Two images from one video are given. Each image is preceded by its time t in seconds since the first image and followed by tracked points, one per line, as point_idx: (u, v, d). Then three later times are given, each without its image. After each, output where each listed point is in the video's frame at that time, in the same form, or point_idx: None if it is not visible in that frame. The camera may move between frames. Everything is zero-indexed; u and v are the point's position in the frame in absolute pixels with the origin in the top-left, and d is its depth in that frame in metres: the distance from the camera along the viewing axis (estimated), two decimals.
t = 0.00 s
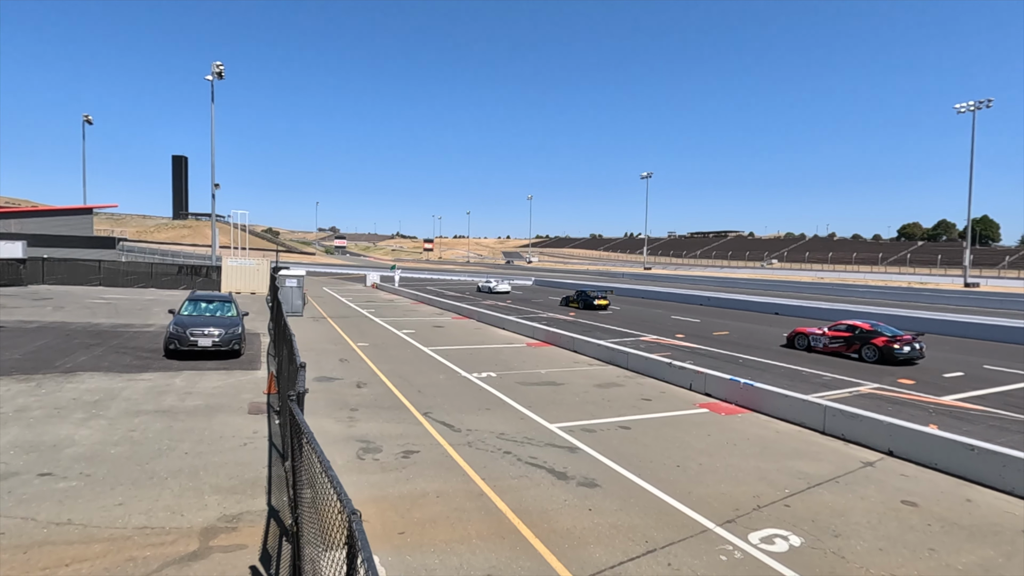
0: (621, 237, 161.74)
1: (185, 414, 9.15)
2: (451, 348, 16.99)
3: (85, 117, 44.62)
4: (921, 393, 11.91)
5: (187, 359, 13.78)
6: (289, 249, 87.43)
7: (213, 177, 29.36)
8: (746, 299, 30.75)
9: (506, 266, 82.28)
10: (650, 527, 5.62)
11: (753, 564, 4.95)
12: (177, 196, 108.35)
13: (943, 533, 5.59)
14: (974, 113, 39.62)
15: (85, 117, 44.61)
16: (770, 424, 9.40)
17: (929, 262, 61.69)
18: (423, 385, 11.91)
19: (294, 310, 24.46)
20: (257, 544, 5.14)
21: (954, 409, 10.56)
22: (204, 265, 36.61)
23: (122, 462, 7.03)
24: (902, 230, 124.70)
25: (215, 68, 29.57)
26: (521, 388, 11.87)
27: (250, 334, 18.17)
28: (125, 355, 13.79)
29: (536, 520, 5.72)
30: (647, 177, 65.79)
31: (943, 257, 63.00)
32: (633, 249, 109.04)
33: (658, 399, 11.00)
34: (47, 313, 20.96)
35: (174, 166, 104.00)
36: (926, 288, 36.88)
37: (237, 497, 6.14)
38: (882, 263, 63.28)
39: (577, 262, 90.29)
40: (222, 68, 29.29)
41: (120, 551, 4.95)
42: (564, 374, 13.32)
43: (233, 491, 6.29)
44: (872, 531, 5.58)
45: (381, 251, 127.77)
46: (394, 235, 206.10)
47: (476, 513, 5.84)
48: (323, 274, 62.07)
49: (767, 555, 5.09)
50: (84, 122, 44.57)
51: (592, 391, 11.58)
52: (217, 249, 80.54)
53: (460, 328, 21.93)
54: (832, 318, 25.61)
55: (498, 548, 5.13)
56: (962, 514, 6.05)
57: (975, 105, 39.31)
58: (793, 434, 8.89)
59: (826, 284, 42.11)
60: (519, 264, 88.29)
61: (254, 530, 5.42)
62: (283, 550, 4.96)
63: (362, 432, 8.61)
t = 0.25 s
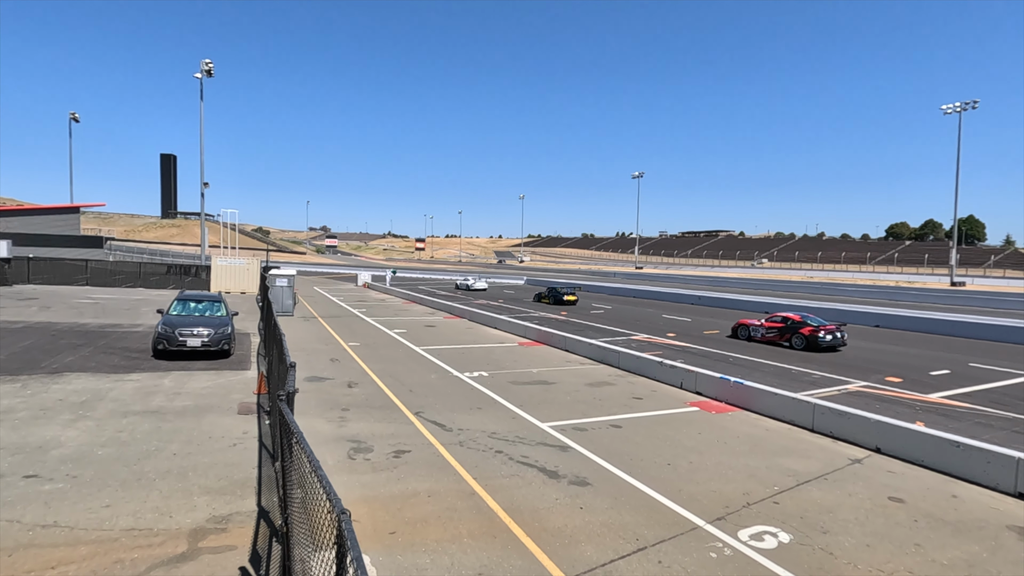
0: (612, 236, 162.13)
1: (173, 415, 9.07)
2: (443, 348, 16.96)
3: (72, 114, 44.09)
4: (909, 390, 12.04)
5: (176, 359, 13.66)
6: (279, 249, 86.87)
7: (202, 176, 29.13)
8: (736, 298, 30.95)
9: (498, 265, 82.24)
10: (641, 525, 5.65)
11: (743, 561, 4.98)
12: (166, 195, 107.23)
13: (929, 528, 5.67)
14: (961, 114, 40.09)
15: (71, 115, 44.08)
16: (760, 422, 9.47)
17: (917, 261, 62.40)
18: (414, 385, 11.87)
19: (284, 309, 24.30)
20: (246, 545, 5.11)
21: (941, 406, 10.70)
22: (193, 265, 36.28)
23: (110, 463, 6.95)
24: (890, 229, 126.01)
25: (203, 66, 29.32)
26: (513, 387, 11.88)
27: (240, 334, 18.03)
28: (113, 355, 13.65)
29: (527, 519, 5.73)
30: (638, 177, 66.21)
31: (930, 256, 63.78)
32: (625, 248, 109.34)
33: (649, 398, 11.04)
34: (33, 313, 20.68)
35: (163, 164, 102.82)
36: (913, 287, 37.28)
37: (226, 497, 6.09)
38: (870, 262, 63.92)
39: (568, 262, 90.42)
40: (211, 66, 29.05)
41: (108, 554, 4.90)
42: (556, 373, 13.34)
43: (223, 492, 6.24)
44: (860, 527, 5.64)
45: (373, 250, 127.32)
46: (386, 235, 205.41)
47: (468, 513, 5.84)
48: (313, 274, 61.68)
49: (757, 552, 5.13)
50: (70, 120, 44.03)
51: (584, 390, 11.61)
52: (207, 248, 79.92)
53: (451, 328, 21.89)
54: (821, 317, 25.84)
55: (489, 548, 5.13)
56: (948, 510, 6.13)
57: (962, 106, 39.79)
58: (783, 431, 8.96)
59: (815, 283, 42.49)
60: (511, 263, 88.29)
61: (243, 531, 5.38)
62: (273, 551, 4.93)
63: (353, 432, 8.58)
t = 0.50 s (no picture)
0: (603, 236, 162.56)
1: (161, 416, 8.98)
2: (434, 348, 16.93)
3: (57, 113, 43.55)
4: (896, 388, 12.18)
5: (164, 360, 13.52)
6: (269, 249, 86.28)
7: (190, 175, 28.90)
8: (726, 297, 31.16)
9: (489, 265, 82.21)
10: (631, 523, 5.67)
11: (732, 558, 5.02)
12: (153, 194, 106.08)
13: (915, 524, 5.74)
14: (945, 115, 40.64)
15: (56, 113, 43.54)
16: (749, 421, 9.54)
17: (903, 260, 63.17)
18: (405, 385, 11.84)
19: (274, 310, 24.13)
20: (235, 547, 5.07)
21: (927, 403, 10.84)
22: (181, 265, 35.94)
23: (96, 465, 6.87)
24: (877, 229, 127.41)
25: (192, 65, 29.09)
26: (504, 387, 11.88)
27: (229, 334, 17.87)
28: (99, 356, 13.48)
29: (518, 518, 5.73)
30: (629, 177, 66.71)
31: (916, 256, 64.51)
32: (615, 248, 109.68)
33: (640, 397, 11.08)
34: (17, 314, 20.39)
35: (150, 163, 101.73)
36: (900, 287, 37.74)
37: (215, 499, 6.04)
38: (858, 261, 64.62)
39: (560, 262, 90.54)
40: (199, 64, 28.83)
41: (94, 557, 4.84)
42: (547, 373, 13.35)
43: (212, 494, 6.19)
44: (848, 524, 5.70)
45: (363, 250, 126.70)
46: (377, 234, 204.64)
47: (459, 512, 5.83)
48: (303, 274, 61.29)
49: (746, 549, 5.17)
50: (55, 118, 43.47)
51: (575, 389, 11.63)
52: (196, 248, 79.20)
53: (443, 328, 21.85)
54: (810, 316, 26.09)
55: (480, 547, 5.13)
56: (934, 506, 6.21)
57: (946, 107, 40.34)
58: (772, 430, 9.03)
59: (804, 282, 42.84)
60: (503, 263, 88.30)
61: (232, 533, 5.34)
62: (263, 553, 4.89)
63: (344, 432, 8.54)
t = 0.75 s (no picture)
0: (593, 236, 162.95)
1: (148, 418, 8.88)
2: (424, 348, 16.89)
3: (41, 111, 42.95)
4: (882, 386, 12.34)
5: (151, 361, 13.37)
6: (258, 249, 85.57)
7: (177, 174, 28.63)
8: (716, 297, 31.37)
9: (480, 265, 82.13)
10: (621, 522, 5.69)
11: (721, 555, 5.06)
12: (140, 193, 104.86)
13: (900, 521, 5.81)
14: (930, 117, 41.16)
15: (40, 112, 42.93)
16: (738, 419, 9.62)
17: (890, 260, 63.92)
18: (396, 385, 11.80)
19: (263, 310, 23.93)
20: (223, 549, 5.02)
21: (912, 401, 10.98)
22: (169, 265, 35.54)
23: (81, 468, 6.78)
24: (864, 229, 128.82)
25: (178, 63, 28.79)
26: (495, 387, 11.87)
27: (217, 335, 17.72)
28: (84, 358, 13.31)
29: (508, 518, 5.73)
30: (619, 177, 67.14)
31: (902, 256, 65.29)
32: (606, 248, 109.99)
33: (630, 396, 11.13)
34: None
35: (137, 163, 100.53)
36: (886, 286, 38.18)
37: (202, 502, 5.99)
38: (845, 261, 65.28)
39: (550, 262, 90.60)
40: (186, 62, 28.54)
41: (78, 561, 4.78)
42: (538, 372, 13.36)
43: (199, 496, 6.14)
44: (835, 520, 5.76)
45: (353, 250, 126.12)
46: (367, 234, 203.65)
47: (449, 513, 5.82)
48: (293, 274, 60.85)
49: (734, 547, 5.21)
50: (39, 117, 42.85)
51: (565, 389, 11.65)
52: (183, 248, 78.43)
53: (433, 328, 21.79)
54: (798, 315, 26.32)
55: (470, 547, 5.12)
56: (918, 502, 6.29)
57: (931, 109, 40.85)
58: (761, 428, 9.11)
59: (793, 282, 43.17)
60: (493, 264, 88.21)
61: (220, 535, 5.29)
62: (251, 555, 4.85)
63: (334, 433, 8.50)
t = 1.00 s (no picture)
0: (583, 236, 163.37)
1: (133, 420, 8.76)
2: (414, 348, 16.84)
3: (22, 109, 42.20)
4: (867, 384, 12.50)
5: (136, 362, 13.19)
6: (246, 248, 84.71)
7: (162, 173, 28.29)
8: (704, 296, 31.56)
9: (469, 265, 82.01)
10: (611, 520, 5.71)
11: (710, 552, 5.09)
12: (124, 192, 103.37)
13: (885, 516, 5.90)
14: (914, 118, 41.71)
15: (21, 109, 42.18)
16: (725, 417, 9.70)
17: (875, 259, 64.81)
18: (385, 385, 11.76)
19: (250, 310, 23.71)
20: (210, 552, 4.97)
21: (896, 398, 11.14)
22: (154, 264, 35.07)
23: (64, 471, 6.68)
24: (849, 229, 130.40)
25: (164, 60, 28.44)
26: (484, 386, 11.87)
27: (204, 336, 17.53)
28: (67, 359, 13.10)
29: (498, 517, 5.74)
30: (608, 177, 67.50)
31: (886, 255, 66.16)
32: (595, 248, 110.30)
33: (620, 395, 11.18)
34: None
35: (121, 160, 98.93)
36: (871, 285, 38.68)
37: (189, 504, 5.92)
38: (831, 261, 65.94)
39: (540, 261, 90.64)
40: (172, 60, 28.19)
41: (61, 565, 4.70)
42: (527, 372, 13.38)
43: (185, 498, 6.07)
44: (821, 517, 5.83)
45: (342, 250, 125.38)
46: (356, 234, 202.54)
47: (439, 512, 5.82)
48: (281, 274, 60.29)
49: (723, 544, 5.25)
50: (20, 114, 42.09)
51: (555, 388, 11.67)
52: (169, 247, 77.44)
53: (423, 328, 21.72)
54: (785, 314, 26.58)
55: (460, 547, 5.12)
56: (902, 497, 6.39)
57: (915, 110, 41.41)
58: (748, 426, 9.19)
59: (780, 281, 43.57)
60: (483, 263, 88.11)
61: (206, 538, 5.24)
62: (238, 557, 4.81)
63: (322, 433, 8.44)
